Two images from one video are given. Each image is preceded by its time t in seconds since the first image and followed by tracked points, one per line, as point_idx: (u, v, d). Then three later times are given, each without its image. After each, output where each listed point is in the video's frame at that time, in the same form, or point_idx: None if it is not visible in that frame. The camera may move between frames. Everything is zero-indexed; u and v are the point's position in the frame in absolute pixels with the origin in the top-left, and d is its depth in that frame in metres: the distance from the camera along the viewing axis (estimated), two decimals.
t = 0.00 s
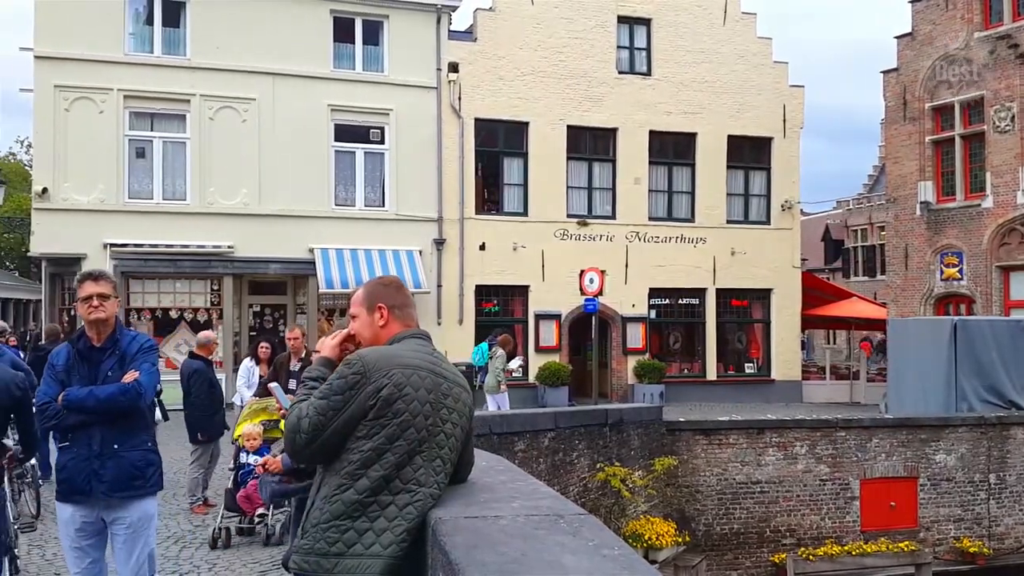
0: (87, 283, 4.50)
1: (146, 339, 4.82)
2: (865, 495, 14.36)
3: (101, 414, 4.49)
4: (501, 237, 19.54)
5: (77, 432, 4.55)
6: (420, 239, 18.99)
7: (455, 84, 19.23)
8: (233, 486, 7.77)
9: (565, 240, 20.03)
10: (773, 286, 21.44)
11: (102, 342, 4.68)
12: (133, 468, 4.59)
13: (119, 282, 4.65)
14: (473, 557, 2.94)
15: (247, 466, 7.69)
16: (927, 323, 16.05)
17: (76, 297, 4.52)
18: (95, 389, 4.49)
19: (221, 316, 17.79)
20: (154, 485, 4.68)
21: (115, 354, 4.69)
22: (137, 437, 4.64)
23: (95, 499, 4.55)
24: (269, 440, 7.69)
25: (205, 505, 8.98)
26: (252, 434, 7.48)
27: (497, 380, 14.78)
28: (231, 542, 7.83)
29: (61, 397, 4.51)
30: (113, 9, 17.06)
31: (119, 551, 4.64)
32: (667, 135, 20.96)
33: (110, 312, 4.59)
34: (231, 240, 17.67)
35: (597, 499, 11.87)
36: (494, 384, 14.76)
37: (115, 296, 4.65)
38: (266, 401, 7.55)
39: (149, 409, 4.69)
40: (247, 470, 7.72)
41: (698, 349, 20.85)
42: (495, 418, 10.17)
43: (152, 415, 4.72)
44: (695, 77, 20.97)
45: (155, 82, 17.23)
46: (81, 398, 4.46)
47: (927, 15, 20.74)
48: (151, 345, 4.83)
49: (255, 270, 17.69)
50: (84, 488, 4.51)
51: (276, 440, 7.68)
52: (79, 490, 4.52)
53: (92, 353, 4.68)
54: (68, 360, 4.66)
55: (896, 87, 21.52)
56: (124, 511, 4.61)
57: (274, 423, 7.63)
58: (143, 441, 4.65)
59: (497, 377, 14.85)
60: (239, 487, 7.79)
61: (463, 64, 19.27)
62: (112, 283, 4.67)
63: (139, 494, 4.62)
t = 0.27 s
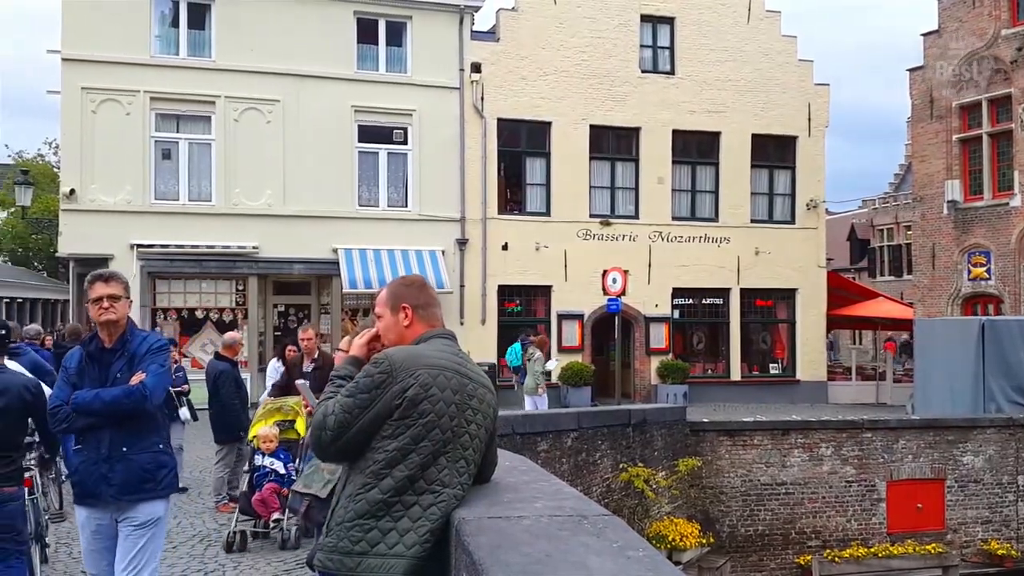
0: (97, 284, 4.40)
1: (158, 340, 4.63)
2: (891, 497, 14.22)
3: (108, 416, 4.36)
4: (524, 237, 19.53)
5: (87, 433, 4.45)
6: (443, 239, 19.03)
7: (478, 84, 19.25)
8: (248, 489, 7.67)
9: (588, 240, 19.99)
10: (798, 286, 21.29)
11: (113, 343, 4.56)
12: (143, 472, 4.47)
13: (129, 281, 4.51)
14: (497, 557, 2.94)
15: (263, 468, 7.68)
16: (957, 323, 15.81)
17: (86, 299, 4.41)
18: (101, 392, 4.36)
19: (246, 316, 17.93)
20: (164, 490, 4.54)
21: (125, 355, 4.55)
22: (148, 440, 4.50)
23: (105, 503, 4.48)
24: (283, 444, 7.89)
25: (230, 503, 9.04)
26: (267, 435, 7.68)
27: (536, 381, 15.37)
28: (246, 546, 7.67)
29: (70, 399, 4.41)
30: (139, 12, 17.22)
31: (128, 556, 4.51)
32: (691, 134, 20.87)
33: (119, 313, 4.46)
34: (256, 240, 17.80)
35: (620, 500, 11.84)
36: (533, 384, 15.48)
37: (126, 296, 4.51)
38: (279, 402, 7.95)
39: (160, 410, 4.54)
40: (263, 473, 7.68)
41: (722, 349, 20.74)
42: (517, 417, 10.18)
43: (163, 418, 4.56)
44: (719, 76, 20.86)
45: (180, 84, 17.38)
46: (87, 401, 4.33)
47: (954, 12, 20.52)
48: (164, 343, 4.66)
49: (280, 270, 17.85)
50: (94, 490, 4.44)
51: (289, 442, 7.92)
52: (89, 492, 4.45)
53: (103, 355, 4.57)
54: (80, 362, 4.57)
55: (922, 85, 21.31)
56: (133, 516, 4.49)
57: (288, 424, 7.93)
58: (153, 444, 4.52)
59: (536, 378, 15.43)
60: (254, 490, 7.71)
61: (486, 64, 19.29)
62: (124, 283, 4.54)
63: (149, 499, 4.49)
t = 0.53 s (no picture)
0: (112, 286, 4.41)
1: (172, 344, 4.58)
2: (918, 498, 14.08)
3: (117, 422, 4.35)
4: (547, 237, 19.51)
5: (99, 438, 4.45)
6: (466, 239, 19.06)
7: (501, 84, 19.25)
8: (260, 492, 7.55)
9: (611, 240, 19.94)
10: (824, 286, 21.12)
11: (127, 346, 4.54)
12: (152, 479, 4.42)
13: (146, 284, 4.49)
14: (521, 557, 2.94)
15: (276, 470, 7.55)
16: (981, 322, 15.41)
17: (102, 300, 4.42)
18: (110, 397, 4.35)
19: (271, 316, 18.05)
20: (174, 497, 4.49)
21: (138, 359, 4.52)
22: (158, 447, 4.47)
23: (114, 509, 4.45)
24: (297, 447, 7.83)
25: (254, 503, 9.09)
26: (286, 436, 7.58)
27: (574, 380, 16.11)
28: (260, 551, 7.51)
29: (82, 404, 4.43)
30: (166, 14, 17.38)
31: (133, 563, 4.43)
32: (714, 133, 20.77)
33: (134, 315, 4.45)
34: (281, 240, 17.92)
35: (644, 500, 11.81)
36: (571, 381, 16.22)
37: (142, 298, 4.50)
38: (295, 403, 7.92)
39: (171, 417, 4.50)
40: (276, 475, 7.56)
41: (746, 350, 20.61)
42: (540, 417, 10.21)
43: (175, 425, 4.51)
44: (743, 74, 20.75)
45: (206, 86, 17.53)
46: (98, 406, 4.34)
47: (981, 9, 20.29)
48: (178, 347, 4.61)
49: (305, 270, 17.96)
50: (103, 495, 4.44)
51: (303, 444, 7.86)
52: (99, 497, 4.45)
53: (118, 358, 4.56)
54: (95, 366, 4.59)
55: (950, 83, 21.10)
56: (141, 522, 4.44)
57: (302, 425, 7.91)
58: (164, 450, 4.48)
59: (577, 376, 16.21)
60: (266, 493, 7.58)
61: (508, 64, 19.30)
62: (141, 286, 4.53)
63: (157, 506, 4.44)
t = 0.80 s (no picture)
0: (131, 283, 4.30)
1: (186, 348, 4.41)
2: (945, 500, 13.94)
3: (122, 427, 4.18)
4: (569, 237, 19.49)
5: (105, 442, 4.30)
6: (489, 239, 19.09)
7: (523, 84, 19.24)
8: (274, 496, 7.38)
9: (634, 239, 19.88)
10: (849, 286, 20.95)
11: (140, 348, 4.41)
12: (156, 487, 4.25)
13: (165, 283, 4.38)
14: (548, 558, 2.94)
15: (288, 473, 7.36)
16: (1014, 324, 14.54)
17: (120, 298, 4.32)
18: (116, 401, 4.19)
19: (296, 316, 18.16)
20: (179, 507, 4.31)
21: (149, 361, 4.37)
22: (164, 454, 4.29)
23: (118, 514, 4.29)
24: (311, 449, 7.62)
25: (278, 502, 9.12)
26: (297, 439, 7.42)
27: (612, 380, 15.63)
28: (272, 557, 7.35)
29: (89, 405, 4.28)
30: (192, 17, 17.53)
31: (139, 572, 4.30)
32: (739, 132, 20.65)
33: (150, 316, 4.32)
34: (306, 241, 18.02)
35: (668, 501, 11.78)
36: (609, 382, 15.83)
37: (160, 298, 4.38)
38: (308, 404, 7.73)
39: (180, 424, 4.33)
40: (289, 479, 7.36)
41: (771, 350, 20.47)
42: (563, 417, 10.18)
43: (184, 432, 4.34)
44: (768, 73, 20.62)
45: (231, 88, 17.67)
46: (103, 410, 4.18)
47: (1009, 6, 20.06)
48: (191, 351, 4.43)
49: (329, 270, 18.06)
50: (107, 501, 4.28)
51: (318, 446, 7.64)
52: (103, 502, 4.30)
53: (131, 359, 4.42)
54: (108, 365, 4.45)
55: (977, 81, 20.87)
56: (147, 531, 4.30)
57: (316, 428, 7.68)
58: (171, 457, 4.31)
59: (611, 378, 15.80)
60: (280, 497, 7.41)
61: (531, 64, 19.29)
62: (160, 285, 4.41)
63: (160, 515, 4.26)
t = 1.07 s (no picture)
0: (145, 279, 4.32)
1: (199, 346, 4.44)
2: (973, 502, 13.84)
3: (133, 425, 4.18)
4: (592, 236, 19.45)
5: (113, 439, 4.28)
6: (511, 239, 19.11)
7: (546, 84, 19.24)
8: (287, 499, 7.12)
9: (657, 239, 19.82)
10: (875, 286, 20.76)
11: (154, 344, 4.42)
12: (164, 487, 4.25)
13: (180, 279, 4.41)
14: (572, 558, 2.94)
15: (303, 476, 7.09)
16: None
17: (133, 292, 4.33)
18: (128, 398, 4.18)
19: (320, 316, 18.27)
20: (188, 507, 4.32)
21: (162, 358, 4.39)
22: (174, 454, 4.30)
23: (125, 513, 4.26)
24: (324, 451, 7.41)
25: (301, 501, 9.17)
26: (309, 441, 7.22)
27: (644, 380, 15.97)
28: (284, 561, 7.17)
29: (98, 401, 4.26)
30: (217, 20, 17.69)
31: (153, 574, 4.35)
32: (763, 130, 20.53)
33: (164, 312, 4.33)
34: (330, 241, 18.13)
35: (692, 502, 11.74)
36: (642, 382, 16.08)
37: (174, 294, 4.40)
38: (322, 405, 7.59)
39: (191, 424, 4.34)
40: (302, 482, 7.09)
41: (796, 351, 20.35)
42: (585, 418, 10.19)
43: (193, 432, 4.35)
44: (792, 71, 20.47)
45: (256, 89, 17.80)
46: (114, 406, 4.17)
47: None
48: (205, 350, 4.46)
49: (352, 270, 18.13)
50: (113, 499, 4.25)
51: (331, 448, 7.44)
52: (108, 500, 4.26)
53: (142, 356, 4.43)
54: (118, 361, 4.44)
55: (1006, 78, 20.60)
56: (154, 531, 4.31)
57: (330, 429, 7.49)
58: (180, 457, 4.31)
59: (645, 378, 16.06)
60: (293, 500, 7.14)
61: (554, 64, 19.28)
62: (175, 281, 4.44)
63: (168, 516, 4.27)
